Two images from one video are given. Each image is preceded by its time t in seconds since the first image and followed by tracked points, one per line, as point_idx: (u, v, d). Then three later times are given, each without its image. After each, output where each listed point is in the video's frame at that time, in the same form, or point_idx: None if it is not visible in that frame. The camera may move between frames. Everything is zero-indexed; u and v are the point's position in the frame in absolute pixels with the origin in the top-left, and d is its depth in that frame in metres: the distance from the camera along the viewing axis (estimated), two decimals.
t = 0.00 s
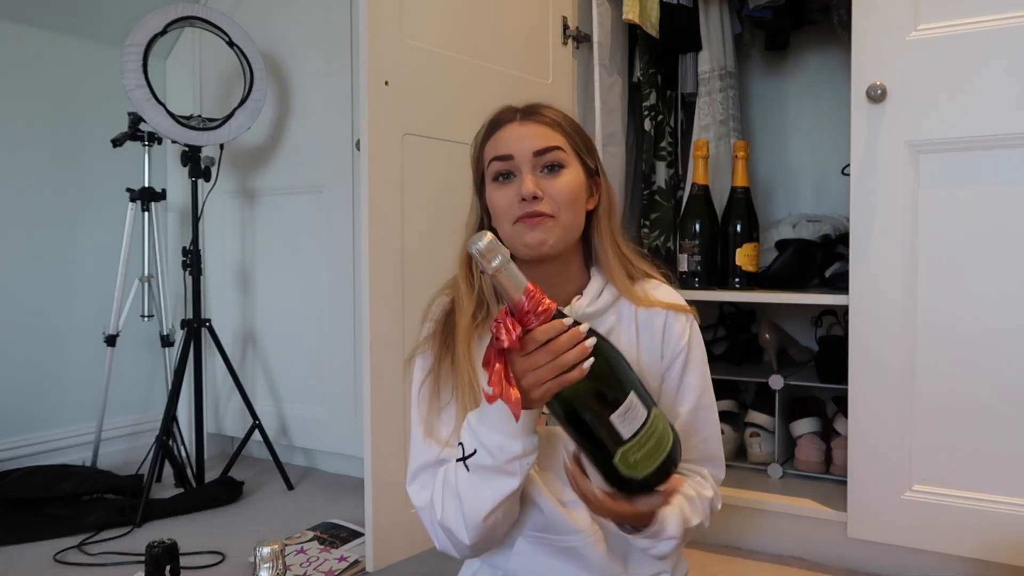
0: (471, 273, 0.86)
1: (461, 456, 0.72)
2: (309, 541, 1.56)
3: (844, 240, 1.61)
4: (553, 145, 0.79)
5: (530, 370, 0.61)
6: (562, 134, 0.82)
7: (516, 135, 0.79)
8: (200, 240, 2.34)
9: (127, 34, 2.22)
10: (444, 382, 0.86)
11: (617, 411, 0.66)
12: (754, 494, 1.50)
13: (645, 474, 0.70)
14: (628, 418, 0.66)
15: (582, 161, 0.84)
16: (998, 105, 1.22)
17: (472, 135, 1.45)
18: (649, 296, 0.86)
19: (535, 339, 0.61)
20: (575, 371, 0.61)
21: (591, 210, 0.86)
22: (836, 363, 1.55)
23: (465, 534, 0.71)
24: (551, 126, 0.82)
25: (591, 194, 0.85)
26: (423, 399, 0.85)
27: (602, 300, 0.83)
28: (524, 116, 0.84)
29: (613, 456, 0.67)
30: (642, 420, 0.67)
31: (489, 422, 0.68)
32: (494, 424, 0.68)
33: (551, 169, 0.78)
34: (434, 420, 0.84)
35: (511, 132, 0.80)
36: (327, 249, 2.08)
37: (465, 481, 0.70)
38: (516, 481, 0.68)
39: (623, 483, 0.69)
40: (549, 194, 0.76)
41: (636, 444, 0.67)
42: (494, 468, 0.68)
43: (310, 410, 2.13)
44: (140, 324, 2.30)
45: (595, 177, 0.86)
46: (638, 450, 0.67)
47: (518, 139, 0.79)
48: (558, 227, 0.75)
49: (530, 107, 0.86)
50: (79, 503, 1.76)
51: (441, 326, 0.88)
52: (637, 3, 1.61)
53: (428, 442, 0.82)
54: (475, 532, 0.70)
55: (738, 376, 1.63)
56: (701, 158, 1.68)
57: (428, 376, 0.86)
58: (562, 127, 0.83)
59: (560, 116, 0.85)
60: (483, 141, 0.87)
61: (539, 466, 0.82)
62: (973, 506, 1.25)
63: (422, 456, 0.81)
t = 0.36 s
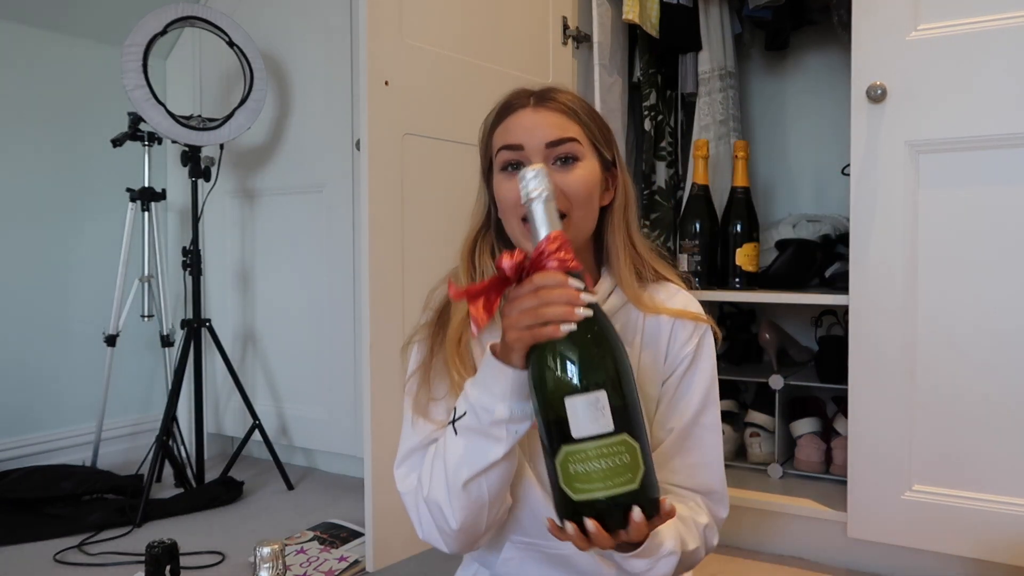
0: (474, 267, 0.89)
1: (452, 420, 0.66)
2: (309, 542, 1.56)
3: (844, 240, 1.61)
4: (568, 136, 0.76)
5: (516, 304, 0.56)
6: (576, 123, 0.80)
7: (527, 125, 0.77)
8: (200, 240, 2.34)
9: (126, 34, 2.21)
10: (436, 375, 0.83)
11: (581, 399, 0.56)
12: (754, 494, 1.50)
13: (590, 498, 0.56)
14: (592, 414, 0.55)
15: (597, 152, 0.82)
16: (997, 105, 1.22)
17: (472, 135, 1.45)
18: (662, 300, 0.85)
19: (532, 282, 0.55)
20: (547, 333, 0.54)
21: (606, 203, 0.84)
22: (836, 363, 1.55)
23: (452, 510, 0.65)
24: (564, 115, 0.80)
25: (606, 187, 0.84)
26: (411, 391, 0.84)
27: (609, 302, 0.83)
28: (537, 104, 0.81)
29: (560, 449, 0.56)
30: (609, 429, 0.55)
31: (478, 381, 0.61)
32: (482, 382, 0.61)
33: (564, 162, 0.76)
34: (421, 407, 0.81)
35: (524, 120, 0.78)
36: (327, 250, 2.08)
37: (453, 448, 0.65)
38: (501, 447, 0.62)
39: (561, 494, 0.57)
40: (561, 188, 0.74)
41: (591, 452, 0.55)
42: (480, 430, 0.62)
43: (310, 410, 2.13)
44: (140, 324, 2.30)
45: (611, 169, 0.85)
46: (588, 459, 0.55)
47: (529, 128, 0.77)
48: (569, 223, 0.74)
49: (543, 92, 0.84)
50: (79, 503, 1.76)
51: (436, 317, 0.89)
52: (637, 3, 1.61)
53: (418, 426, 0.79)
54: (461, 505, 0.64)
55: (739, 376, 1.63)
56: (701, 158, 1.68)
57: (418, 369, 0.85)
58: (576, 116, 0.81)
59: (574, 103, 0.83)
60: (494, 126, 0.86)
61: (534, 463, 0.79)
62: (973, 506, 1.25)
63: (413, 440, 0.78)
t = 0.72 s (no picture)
0: (468, 266, 0.89)
1: (480, 411, 0.65)
2: (309, 542, 1.56)
3: (844, 240, 1.61)
4: (561, 125, 0.76)
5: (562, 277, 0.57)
6: (569, 114, 0.80)
7: (520, 113, 0.77)
8: (200, 240, 2.34)
9: (126, 34, 2.21)
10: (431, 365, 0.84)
11: (597, 371, 0.52)
12: (753, 494, 1.50)
13: (566, 474, 0.51)
14: (600, 390, 0.51)
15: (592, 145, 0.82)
16: (997, 105, 1.22)
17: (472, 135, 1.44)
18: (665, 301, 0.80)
19: (582, 259, 0.55)
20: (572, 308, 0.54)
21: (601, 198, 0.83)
22: (836, 363, 1.55)
23: (478, 505, 0.64)
24: (558, 106, 0.80)
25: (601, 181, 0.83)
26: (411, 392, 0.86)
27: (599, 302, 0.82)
28: (531, 94, 0.81)
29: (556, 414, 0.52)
30: (609, 412, 0.51)
31: (516, 371, 0.62)
32: (522, 372, 0.62)
33: (557, 151, 0.75)
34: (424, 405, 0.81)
35: (518, 109, 0.78)
36: (327, 249, 2.07)
37: (482, 438, 0.64)
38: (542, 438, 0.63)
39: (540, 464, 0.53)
40: (552, 178, 0.72)
41: (583, 427, 0.51)
42: (520, 422, 0.62)
43: (310, 410, 2.13)
44: (140, 324, 2.29)
45: (606, 161, 0.85)
46: (579, 432, 0.51)
47: (522, 117, 0.77)
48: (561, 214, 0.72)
49: (538, 85, 0.84)
50: (79, 503, 1.76)
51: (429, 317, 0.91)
52: (637, 3, 1.61)
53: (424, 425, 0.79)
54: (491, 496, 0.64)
55: (739, 376, 1.63)
56: (701, 158, 1.67)
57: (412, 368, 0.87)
58: (570, 107, 0.81)
59: (570, 94, 0.83)
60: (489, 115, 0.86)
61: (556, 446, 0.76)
62: (974, 506, 1.25)
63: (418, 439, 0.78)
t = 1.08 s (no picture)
0: (503, 262, 0.92)
1: (553, 397, 0.66)
2: (309, 542, 1.56)
3: (843, 240, 1.61)
4: (593, 139, 0.83)
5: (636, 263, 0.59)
6: (598, 127, 0.87)
7: (555, 127, 0.83)
8: (200, 240, 2.34)
9: (126, 35, 2.22)
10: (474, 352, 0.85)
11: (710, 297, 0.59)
12: (753, 494, 1.50)
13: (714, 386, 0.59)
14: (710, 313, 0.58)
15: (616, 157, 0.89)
16: (997, 105, 1.22)
17: (472, 135, 1.45)
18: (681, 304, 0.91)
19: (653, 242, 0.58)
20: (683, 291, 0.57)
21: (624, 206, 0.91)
22: (836, 363, 1.55)
23: (558, 485, 0.66)
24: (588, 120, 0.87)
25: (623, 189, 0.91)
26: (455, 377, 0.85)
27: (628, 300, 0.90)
28: (561, 109, 0.88)
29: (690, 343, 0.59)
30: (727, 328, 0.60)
31: (593, 356, 0.64)
32: (599, 358, 0.64)
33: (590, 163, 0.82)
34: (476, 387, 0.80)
35: (553, 123, 0.84)
36: (327, 249, 2.07)
37: (562, 425, 0.65)
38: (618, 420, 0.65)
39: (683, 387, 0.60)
40: (588, 188, 0.79)
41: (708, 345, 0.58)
42: (599, 404, 0.64)
43: (310, 410, 2.13)
44: (140, 324, 2.30)
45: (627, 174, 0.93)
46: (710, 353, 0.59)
47: (558, 131, 0.83)
48: (597, 220, 0.79)
49: (564, 101, 0.91)
50: (79, 503, 1.76)
51: (463, 302, 0.91)
52: (637, 3, 1.62)
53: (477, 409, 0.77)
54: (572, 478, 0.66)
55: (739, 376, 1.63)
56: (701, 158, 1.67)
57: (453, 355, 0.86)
58: (597, 121, 0.88)
59: (595, 109, 0.90)
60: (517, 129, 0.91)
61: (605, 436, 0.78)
62: (973, 506, 1.25)
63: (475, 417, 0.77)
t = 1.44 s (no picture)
0: (509, 260, 0.92)
1: (574, 357, 0.72)
2: (309, 542, 1.56)
3: (843, 240, 1.61)
4: (581, 143, 0.83)
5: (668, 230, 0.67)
6: (589, 134, 0.86)
7: (546, 133, 0.84)
8: (200, 240, 2.33)
9: (126, 35, 2.21)
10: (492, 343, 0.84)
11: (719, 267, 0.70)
12: (754, 494, 1.50)
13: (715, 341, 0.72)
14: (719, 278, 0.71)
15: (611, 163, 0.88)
16: (997, 105, 1.22)
17: (472, 135, 1.44)
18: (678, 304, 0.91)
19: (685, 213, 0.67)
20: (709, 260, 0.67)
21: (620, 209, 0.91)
22: (836, 363, 1.55)
23: (586, 438, 0.70)
24: (580, 126, 0.86)
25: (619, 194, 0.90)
26: (478, 362, 0.83)
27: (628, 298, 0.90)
28: (554, 116, 0.88)
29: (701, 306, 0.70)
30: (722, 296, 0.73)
31: (611, 316, 0.70)
32: (615, 316, 0.70)
33: (577, 166, 0.82)
34: (498, 367, 0.81)
35: (543, 130, 0.85)
36: (327, 249, 2.07)
37: (587, 380, 0.70)
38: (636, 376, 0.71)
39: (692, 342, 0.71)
40: (574, 189, 0.80)
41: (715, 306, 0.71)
42: (621, 359, 0.70)
43: (310, 410, 2.13)
44: (140, 324, 2.29)
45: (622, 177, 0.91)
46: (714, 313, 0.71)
47: (547, 136, 0.83)
48: (582, 221, 0.80)
49: (560, 109, 0.91)
50: (79, 503, 1.76)
51: (474, 293, 0.90)
52: (637, 3, 1.62)
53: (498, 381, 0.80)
54: (599, 430, 0.70)
55: (739, 376, 1.63)
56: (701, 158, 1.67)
57: (470, 341, 0.85)
58: (590, 127, 0.88)
59: (589, 118, 0.89)
60: (515, 137, 0.92)
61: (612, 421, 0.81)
62: (973, 506, 1.25)
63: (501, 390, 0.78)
